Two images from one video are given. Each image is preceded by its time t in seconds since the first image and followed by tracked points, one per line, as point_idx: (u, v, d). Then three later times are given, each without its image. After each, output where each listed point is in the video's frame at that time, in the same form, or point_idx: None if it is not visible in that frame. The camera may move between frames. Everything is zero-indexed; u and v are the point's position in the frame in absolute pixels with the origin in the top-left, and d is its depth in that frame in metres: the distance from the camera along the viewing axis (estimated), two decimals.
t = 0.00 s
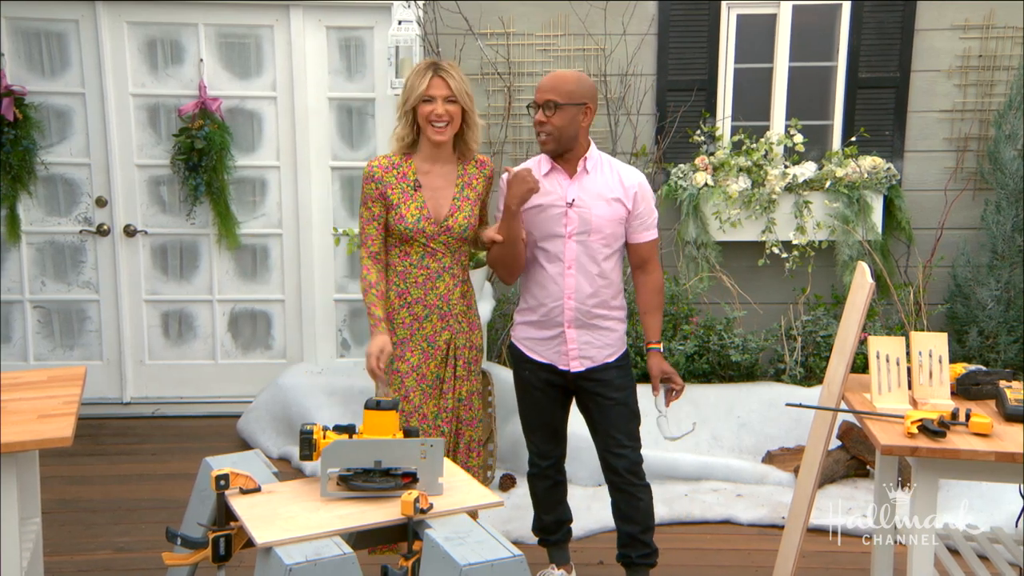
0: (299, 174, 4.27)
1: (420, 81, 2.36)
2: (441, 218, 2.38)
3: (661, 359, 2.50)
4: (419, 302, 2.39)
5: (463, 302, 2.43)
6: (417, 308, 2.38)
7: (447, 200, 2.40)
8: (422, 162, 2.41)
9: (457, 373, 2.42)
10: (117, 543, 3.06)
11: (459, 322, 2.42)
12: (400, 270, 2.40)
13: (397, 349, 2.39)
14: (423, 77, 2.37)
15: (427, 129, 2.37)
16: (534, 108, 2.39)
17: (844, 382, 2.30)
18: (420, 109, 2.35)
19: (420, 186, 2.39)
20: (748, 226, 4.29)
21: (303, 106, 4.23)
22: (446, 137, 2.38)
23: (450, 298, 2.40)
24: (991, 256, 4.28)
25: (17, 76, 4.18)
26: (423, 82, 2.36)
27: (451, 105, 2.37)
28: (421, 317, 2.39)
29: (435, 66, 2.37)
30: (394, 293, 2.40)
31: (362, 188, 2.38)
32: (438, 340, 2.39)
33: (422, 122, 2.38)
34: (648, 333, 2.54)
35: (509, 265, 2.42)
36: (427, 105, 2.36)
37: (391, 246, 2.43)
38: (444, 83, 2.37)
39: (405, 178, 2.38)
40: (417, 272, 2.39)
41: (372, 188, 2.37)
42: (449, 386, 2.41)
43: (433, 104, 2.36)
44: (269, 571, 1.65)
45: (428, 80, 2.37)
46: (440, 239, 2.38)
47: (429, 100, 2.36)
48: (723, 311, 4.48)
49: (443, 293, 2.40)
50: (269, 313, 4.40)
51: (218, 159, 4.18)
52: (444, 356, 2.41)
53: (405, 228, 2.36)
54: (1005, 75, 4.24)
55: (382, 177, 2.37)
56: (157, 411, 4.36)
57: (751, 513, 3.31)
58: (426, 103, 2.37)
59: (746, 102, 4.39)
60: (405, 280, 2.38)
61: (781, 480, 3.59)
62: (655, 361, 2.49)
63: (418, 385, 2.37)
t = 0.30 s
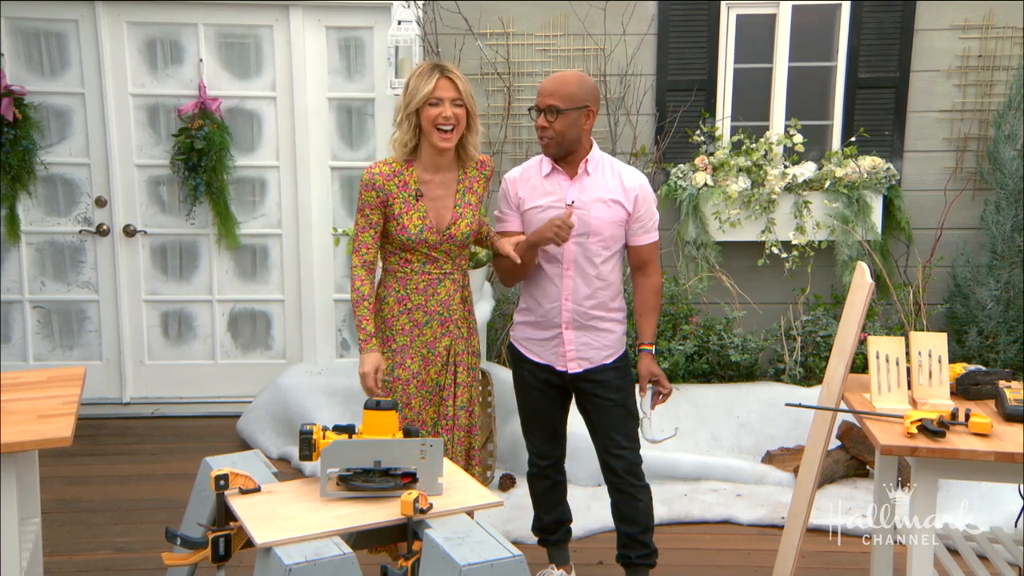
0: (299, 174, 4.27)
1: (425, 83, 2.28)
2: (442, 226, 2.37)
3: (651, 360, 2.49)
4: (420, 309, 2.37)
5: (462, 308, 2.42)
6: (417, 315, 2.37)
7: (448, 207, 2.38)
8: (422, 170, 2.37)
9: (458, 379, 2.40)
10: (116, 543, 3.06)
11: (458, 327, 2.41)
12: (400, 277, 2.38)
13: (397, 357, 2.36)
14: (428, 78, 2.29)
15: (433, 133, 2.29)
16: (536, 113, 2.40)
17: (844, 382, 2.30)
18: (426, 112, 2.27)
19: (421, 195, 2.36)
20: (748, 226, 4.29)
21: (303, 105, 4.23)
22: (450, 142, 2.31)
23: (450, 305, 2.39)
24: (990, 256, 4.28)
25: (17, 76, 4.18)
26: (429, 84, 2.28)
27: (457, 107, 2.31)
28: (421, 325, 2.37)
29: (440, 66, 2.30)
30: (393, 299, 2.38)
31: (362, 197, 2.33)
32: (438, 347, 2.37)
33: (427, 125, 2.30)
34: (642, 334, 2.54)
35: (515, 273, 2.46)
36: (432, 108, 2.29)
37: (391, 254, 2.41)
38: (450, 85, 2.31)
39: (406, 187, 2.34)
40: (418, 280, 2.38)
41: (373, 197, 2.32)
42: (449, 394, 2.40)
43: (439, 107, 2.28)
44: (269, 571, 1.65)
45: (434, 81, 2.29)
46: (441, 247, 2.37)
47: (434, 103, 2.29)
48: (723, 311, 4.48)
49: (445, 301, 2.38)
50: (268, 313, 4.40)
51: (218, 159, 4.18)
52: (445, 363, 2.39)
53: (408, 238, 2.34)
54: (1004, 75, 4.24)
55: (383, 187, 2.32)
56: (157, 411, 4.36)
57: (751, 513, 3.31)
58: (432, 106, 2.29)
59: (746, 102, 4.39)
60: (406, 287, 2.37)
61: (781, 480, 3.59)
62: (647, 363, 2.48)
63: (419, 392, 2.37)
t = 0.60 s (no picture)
0: (298, 173, 4.27)
1: (444, 112, 2.20)
2: (440, 246, 2.33)
3: (656, 352, 2.51)
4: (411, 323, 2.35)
5: (450, 319, 2.40)
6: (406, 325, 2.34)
7: (446, 228, 2.34)
8: (427, 190, 2.31)
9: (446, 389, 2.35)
10: (116, 543, 3.06)
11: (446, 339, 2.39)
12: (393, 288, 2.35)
13: (384, 363, 2.32)
14: (447, 107, 2.20)
15: (446, 162, 2.22)
16: (540, 114, 2.40)
17: (844, 381, 2.30)
18: (442, 142, 2.20)
19: (424, 215, 2.30)
20: (747, 226, 4.29)
21: (303, 106, 4.22)
22: (461, 173, 2.25)
23: (440, 320, 2.37)
24: (990, 256, 4.28)
25: (17, 76, 4.18)
26: (448, 114, 2.20)
27: (472, 139, 2.23)
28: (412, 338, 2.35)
29: (460, 95, 2.22)
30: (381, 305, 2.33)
31: (372, 210, 2.24)
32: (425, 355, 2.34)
33: (441, 155, 2.22)
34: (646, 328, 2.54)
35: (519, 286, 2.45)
36: (447, 138, 2.21)
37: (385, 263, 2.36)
38: (468, 115, 2.23)
39: (410, 207, 2.27)
40: (411, 293, 2.35)
41: (382, 215, 2.25)
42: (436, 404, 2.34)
43: (455, 138, 2.21)
44: (269, 571, 1.65)
45: (453, 111, 2.21)
46: (436, 265, 2.34)
47: (450, 134, 2.21)
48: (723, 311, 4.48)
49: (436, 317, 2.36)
50: (268, 313, 4.40)
51: (218, 159, 4.18)
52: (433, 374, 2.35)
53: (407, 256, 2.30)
54: (1004, 75, 4.24)
55: (390, 204, 2.24)
56: (156, 411, 4.36)
57: (751, 513, 3.31)
58: (447, 136, 2.21)
59: (746, 102, 4.39)
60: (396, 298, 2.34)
61: (780, 480, 3.59)
62: (652, 354, 2.51)
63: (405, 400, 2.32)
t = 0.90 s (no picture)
0: (298, 174, 4.27)
1: (447, 124, 2.20)
2: (435, 249, 2.34)
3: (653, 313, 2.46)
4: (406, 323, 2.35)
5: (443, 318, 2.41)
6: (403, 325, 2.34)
7: (442, 231, 2.34)
8: (425, 196, 2.30)
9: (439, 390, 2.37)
10: (116, 543, 3.06)
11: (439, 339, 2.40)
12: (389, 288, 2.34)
13: (380, 363, 2.31)
14: (450, 119, 2.21)
15: (444, 172, 2.23)
16: (541, 115, 2.40)
17: (843, 381, 2.30)
18: (443, 154, 2.20)
19: (422, 219, 2.29)
20: (747, 226, 4.29)
21: (303, 106, 4.22)
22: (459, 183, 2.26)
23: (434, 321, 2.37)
24: (990, 256, 4.28)
25: (17, 76, 4.18)
26: (450, 126, 2.20)
27: (472, 151, 2.24)
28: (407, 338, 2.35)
29: (463, 108, 2.23)
30: (376, 306, 2.33)
31: (371, 214, 2.23)
32: (420, 355, 2.35)
33: (439, 165, 2.23)
34: (654, 294, 2.55)
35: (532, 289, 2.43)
36: (448, 149, 2.21)
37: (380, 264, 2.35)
38: (470, 128, 2.23)
39: (410, 212, 2.26)
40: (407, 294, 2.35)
41: (382, 219, 2.24)
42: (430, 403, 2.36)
43: (456, 150, 2.21)
44: (268, 571, 1.65)
45: (456, 123, 2.21)
46: (431, 266, 2.35)
47: (452, 146, 2.21)
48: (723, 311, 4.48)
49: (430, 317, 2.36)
50: (268, 313, 4.40)
51: (218, 159, 4.18)
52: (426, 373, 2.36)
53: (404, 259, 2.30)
54: (1003, 75, 4.24)
55: (389, 208, 2.24)
56: (156, 411, 4.36)
57: (750, 513, 3.31)
58: (448, 147, 2.21)
59: (746, 102, 4.39)
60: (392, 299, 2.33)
61: (780, 480, 3.59)
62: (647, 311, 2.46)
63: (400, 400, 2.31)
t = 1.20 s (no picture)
0: (297, 174, 4.27)
1: (409, 106, 2.22)
2: (413, 233, 2.34)
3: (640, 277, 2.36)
4: (395, 313, 2.34)
5: (433, 309, 2.41)
6: (392, 317, 2.33)
7: (417, 215, 2.35)
8: (395, 180, 2.33)
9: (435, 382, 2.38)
10: (116, 543, 3.06)
11: (430, 328, 2.40)
12: (373, 281, 2.35)
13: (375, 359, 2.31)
14: (412, 100, 2.23)
15: (409, 153, 2.26)
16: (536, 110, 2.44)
17: (843, 381, 2.30)
18: (407, 134, 2.22)
19: (393, 203, 2.31)
20: (747, 226, 4.29)
21: (303, 106, 4.22)
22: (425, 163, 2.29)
23: (420, 308, 2.37)
24: (990, 256, 4.28)
25: (16, 76, 4.18)
26: (411, 106, 2.23)
27: (436, 130, 2.27)
28: (396, 328, 2.34)
29: (424, 89, 2.25)
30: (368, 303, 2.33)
31: (337, 202, 2.27)
32: (413, 348, 2.35)
33: (405, 147, 2.26)
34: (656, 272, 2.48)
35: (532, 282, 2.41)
36: (412, 130, 2.23)
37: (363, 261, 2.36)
38: (433, 109, 2.26)
39: (380, 196, 2.29)
40: (392, 284, 2.34)
41: (348, 204, 2.27)
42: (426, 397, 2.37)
43: (420, 130, 2.24)
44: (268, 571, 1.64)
45: (419, 104, 2.24)
46: (413, 253, 2.34)
47: (414, 125, 2.24)
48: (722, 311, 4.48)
49: (416, 303, 2.36)
50: (268, 313, 4.40)
51: (217, 159, 4.18)
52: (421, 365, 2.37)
53: (382, 245, 2.30)
54: (1003, 75, 4.24)
55: (356, 194, 2.27)
56: (156, 411, 4.36)
57: (750, 513, 3.31)
58: (412, 128, 2.24)
59: (746, 102, 4.40)
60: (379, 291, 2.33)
61: (780, 480, 3.59)
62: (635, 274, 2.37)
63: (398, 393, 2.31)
